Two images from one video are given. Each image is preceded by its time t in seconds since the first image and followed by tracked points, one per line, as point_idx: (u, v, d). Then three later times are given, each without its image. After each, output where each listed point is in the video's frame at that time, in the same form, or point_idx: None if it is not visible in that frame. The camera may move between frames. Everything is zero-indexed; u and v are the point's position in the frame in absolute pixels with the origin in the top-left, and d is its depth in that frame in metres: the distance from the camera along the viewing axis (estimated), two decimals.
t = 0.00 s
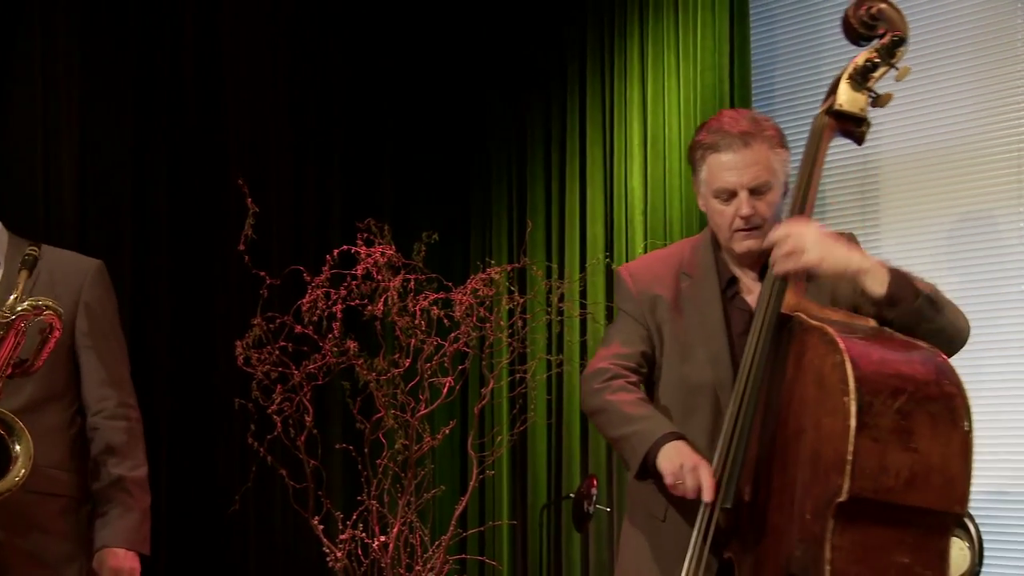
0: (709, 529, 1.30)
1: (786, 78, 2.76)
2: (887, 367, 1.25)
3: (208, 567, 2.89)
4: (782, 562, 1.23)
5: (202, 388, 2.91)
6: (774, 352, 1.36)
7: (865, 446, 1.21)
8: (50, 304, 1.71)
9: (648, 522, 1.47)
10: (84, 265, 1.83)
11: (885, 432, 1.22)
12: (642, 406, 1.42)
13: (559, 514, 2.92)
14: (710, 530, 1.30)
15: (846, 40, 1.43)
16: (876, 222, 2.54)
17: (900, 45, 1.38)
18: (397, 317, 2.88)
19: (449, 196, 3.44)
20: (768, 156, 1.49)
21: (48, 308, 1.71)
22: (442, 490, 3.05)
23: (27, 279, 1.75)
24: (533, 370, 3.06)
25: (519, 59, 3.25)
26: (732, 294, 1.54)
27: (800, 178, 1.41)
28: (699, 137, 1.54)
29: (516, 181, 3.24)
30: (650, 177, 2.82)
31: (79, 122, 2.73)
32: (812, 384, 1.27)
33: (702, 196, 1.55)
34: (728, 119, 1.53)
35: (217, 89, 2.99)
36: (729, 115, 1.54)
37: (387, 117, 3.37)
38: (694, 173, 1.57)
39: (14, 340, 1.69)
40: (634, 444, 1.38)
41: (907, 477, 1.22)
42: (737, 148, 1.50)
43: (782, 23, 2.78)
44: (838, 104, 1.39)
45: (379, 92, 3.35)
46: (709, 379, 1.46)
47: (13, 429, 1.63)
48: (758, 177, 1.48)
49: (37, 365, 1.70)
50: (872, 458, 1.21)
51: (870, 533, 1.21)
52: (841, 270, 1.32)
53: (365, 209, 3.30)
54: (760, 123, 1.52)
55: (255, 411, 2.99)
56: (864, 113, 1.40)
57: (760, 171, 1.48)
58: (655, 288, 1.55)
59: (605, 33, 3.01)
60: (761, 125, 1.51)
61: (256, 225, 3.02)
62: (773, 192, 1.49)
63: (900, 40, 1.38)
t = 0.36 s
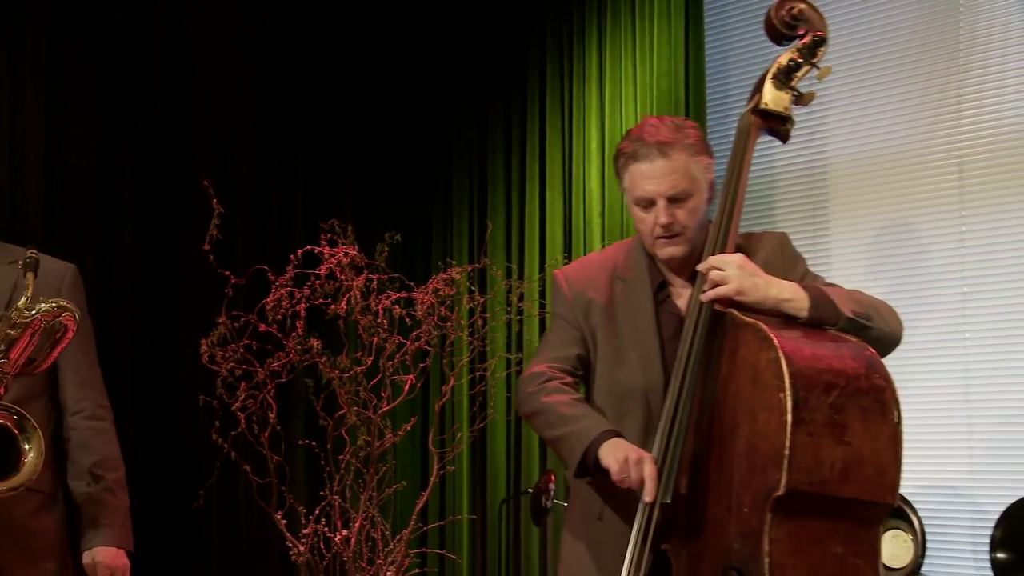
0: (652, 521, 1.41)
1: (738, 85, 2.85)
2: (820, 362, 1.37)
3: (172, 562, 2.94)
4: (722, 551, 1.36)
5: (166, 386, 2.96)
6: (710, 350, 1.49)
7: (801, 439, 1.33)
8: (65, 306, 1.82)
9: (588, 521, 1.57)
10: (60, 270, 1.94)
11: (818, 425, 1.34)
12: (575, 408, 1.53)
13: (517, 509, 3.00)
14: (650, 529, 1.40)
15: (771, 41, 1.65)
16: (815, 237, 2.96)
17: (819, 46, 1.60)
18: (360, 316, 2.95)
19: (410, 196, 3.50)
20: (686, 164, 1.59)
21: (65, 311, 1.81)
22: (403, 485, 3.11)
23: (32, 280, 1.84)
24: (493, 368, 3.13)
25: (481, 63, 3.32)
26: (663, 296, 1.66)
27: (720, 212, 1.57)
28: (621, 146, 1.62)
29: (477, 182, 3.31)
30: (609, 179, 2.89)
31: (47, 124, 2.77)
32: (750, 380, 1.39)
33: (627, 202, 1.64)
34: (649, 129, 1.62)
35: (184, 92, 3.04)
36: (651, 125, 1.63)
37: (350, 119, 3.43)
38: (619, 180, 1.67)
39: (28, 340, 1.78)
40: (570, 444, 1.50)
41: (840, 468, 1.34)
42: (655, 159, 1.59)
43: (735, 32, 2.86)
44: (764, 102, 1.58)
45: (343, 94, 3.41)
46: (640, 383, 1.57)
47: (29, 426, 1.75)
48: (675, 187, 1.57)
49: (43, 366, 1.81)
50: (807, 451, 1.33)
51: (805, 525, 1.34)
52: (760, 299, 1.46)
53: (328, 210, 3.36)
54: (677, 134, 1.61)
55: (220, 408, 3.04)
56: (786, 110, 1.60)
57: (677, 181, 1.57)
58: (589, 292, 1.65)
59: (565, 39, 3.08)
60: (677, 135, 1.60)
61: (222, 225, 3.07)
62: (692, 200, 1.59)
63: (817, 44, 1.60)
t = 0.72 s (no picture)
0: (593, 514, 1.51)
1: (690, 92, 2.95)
2: (757, 358, 1.48)
3: (136, 557, 2.98)
4: (663, 541, 1.46)
5: (130, 383, 3.01)
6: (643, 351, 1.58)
7: (740, 434, 1.44)
8: (73, 308, 1.91)
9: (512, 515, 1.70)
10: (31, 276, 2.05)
11: (757, 421, 1.45)
12: (508, 407, 1.63)
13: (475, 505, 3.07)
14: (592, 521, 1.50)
15: (694, 37, 1.79)
16: (765, 241, 3.04)
17: (740, 44, 1.73)
18: (322, 315, 3.01)
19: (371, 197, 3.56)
20: (612, 164, 1.70)
21: (75, 312, 1.91)
22: (363, 480, 3.18)
23: (29, 280, 1.90)
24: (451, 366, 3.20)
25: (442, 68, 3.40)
26: (588, 294, 1.76)
27: (647, 212, 1.67)
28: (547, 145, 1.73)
29: (436, 184, 3.38)
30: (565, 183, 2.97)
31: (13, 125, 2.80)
32: (688, 375, 1.50)
33: (555, 201, 1.75)
34: (576, 130, 1.73)
35: (149, 94, 3.09)
36: (578, 125, 1.74)
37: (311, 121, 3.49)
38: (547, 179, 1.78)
39: (37, 342, 1.87)
40: (506, 443, 1.59)
41: (778, 461, 1.45)
42: (581, 159, 1.70)
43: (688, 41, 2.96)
44: (689, 98, 1.70)
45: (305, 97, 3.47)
46: (567, 380, 1.69)
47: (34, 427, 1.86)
48: (602, 186, 1.68)
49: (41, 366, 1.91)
50: (746, 447, 1.44)
51: (744, 514, 1.45)
52: (692, 294, 1.56)
53: (289, 210, 3.41)
54: (602, 135, 1.72)
55: (183, 405, 3.10)
56: (711, 107, 1.72)
57: (603, 180, 1.68)
58: (516, 293, 1.76)
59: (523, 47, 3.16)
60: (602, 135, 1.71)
61: (186, 226, 3.12)
62: (618, 198, 1.70)
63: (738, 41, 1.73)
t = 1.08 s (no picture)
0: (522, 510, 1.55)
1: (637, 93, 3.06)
2: (681, 355, 1.55)
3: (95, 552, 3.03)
4: (596, 536, 1.52)
5: (90, 381, 3.06)
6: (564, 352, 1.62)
7: (667, 429, 1.49)
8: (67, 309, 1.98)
9: (436, 519, 1.72)
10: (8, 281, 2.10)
11: (683, 416, 1.51)
12: (433, 408, 1.65)
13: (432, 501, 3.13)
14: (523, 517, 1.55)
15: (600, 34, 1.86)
16: (715, 246, 3.13)
17: (647, 42, 1.78)
18: (280, 313, 3.08)
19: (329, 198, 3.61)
20: (527, 164, 1.75)
21: (67, 313, 1.97)
22: (321, 477, 3.23)
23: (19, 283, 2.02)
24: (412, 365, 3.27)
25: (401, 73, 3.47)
26: (506, 294, 1.81)
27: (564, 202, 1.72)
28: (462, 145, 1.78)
29: (396, 186, 3.44)
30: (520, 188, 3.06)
31: None
32: (613, 372, 1.56)
33: (471, 202, 1.80)
34: (490, 130, 1.78)
35: (107, 94, 3.13)
36: (492, 126, 1.79)
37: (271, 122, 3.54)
38: (462, 180, 1.82)
39: (32, 341, 1.92)
40: (434, 443, 1.62)
41: (706, 456, 1.51)
42: (497, 160, 1.75)
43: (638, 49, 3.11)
44: (600, 97, 1.75)
45: (266, 100, 3.52)
46: (488, 380, 1.73)
47: (27, 429, 1.89)
48: (518, 186, 1.73)
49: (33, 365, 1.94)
50: (674, 442, 1.49)
51: (672, 507, 1.51)
52: (611, 289, 1.61)
53: (249, 211, 3.46)
54: (516, 136, 1.78)
55: (143, 403, 3.14)
56: (621, 104, 1.76)
57: (519, 181, 1.73)
58: (434, 293, 1.79)
59: (479, 53, 3.25)
60: (517, 136, 1.77)
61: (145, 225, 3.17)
62: (533, 200, 1.76)
63: (644, 39, 1.77)
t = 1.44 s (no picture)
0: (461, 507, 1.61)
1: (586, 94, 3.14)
2: (612, 351, 1.63)
3: (56, 547, 3.07)
4: (534, 531, 1.58)
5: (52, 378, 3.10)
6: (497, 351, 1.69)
7: (601, 425, 1.57)
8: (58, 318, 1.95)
9: (374, 515, 1.80)
10: None
11: (616, 412, 1.59)
12: (373, 410, 1.73)
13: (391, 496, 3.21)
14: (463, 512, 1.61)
15: (523, 36, 1.94)
16: (665, 248, 3.22)
17: (570, 44, 1.89)
18: (242, 312, 3.13)
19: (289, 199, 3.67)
20: (459, 166, 1.86)
21: (60, 320, 1.94)
22: (281, 472, 3.30)
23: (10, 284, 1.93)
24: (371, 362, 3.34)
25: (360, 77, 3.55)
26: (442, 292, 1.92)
27: (494, 210, 1.80)
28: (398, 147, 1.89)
29: (355, 187, 3.51)
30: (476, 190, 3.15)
31: None
32: (546, 371, 1.63)
33: (406, 203, 1.90)
34: (423, 133, 1.89)
35: (70, 95, 3.17)
36: (425, 128, 1.90)
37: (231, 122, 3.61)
38: (398, 182, 1.93)
39: (21, 347, 1.89)
40: (376, 443, 1.69)
41: (638, 451, 1.59)
42: (431, 162, 1.86)
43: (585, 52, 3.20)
44: (526, 99, 1.86)
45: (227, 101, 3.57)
46: (426, 377, 1.82)
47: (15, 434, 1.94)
48: (451, 187, 1.84)
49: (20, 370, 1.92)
50: (608, 437, 1.57)
51: (609, 500, 1.59)
52: (544, 287, 1.70)
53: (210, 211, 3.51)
54: (448, 138, 1.89)
55: (105, 399, 3.20)
56: (547, 104, 1.88)
57: (452, 182, 1.84)
58: (372, 293, 1.88)
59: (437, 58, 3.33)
60: (450, 138, 1.89)
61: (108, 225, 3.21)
62: (468, 200, 1.86)
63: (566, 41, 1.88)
